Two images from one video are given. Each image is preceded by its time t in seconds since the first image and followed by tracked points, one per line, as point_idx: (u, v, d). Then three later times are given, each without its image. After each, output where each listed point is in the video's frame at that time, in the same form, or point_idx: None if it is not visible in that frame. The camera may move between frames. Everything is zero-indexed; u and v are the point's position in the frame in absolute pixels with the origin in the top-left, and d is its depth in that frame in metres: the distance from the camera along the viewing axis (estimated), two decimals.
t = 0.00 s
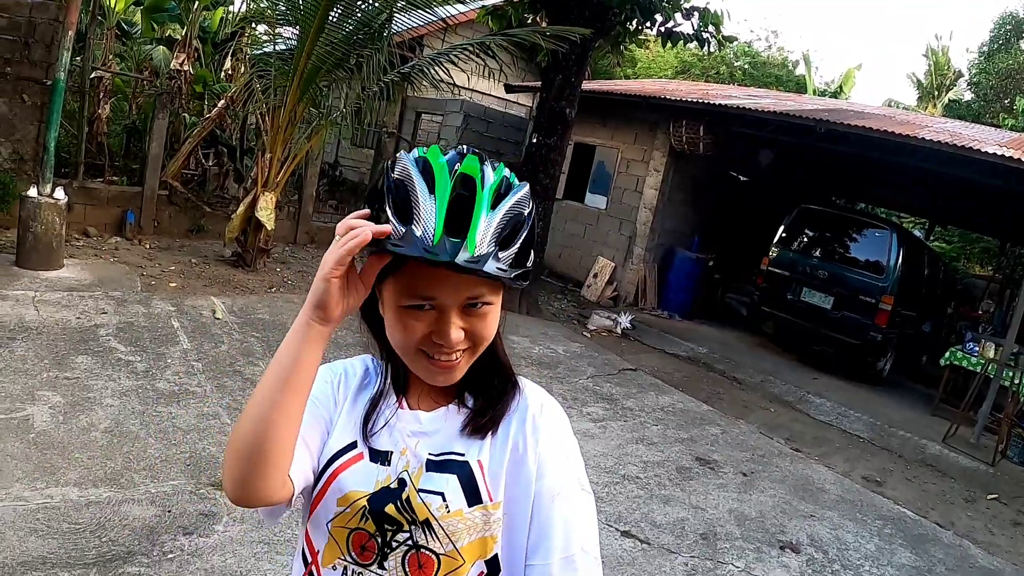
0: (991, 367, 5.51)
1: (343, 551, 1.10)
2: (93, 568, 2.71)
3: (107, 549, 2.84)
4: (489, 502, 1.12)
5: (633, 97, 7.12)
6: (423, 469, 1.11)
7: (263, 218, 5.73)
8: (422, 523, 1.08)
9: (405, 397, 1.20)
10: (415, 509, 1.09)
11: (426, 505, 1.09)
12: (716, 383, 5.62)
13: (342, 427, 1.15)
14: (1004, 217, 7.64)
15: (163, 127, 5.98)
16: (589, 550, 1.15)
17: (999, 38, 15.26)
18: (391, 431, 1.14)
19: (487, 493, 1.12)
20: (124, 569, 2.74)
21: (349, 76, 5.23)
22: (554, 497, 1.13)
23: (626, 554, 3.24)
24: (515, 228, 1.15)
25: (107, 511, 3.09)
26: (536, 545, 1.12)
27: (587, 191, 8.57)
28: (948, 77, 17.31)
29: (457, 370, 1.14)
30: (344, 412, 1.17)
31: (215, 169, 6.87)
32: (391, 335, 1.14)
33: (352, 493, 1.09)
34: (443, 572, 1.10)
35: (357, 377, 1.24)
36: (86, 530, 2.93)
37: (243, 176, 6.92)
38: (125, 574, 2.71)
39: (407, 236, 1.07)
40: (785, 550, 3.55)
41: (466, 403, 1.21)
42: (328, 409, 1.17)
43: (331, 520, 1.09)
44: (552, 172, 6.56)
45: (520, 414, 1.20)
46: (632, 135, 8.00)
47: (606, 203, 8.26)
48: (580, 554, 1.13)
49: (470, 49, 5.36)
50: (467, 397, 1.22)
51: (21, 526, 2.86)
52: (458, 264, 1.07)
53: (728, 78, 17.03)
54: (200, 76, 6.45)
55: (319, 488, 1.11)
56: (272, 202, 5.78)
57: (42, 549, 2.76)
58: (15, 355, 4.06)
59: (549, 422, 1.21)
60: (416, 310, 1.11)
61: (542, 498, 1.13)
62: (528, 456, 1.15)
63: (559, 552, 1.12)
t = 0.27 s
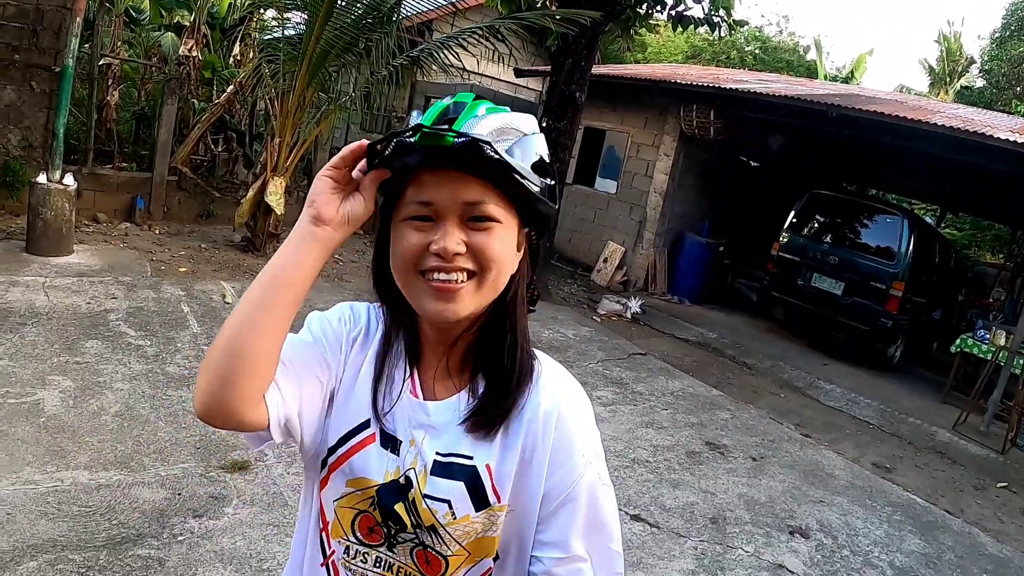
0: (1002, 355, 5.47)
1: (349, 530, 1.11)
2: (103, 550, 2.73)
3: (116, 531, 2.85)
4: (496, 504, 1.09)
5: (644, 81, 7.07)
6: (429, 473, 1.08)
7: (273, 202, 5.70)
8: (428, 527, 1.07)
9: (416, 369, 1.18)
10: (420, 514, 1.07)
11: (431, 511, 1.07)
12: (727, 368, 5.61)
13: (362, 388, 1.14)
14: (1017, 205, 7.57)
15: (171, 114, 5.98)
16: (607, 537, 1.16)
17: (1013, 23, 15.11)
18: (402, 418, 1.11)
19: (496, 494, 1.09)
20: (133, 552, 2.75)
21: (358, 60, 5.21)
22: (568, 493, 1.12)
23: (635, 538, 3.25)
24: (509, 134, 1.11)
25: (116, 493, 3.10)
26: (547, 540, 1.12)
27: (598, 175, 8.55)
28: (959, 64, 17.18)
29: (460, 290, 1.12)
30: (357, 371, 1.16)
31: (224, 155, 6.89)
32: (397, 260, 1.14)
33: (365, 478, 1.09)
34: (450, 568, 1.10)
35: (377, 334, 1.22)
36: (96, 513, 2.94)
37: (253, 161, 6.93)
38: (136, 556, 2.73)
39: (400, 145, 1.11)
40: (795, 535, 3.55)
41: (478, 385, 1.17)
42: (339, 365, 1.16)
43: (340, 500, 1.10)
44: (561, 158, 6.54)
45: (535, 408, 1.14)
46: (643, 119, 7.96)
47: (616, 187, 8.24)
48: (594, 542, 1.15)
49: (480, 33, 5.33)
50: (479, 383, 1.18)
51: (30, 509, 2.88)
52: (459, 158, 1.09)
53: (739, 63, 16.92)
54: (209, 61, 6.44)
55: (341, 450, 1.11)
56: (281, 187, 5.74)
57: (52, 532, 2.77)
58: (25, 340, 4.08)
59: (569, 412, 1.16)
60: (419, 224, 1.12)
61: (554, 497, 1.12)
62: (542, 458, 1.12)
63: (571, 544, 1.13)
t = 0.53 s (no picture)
0: None
1: (383, 496, 1.07)
2: (129, 524, 2.76)
3: (139, 506, 2.89)
4: (538, 464, 1.07)
5: (662, 52, 6.99)
6: (476, 433, 1.05)
7: (291, 178, 5.73)
8: (473, 488, 1.05)
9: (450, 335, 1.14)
10: (466, 474, 1.04)
11: (477, 471, 1.04)
12: (749, 340, 5.58)
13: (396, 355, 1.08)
14: None
15: (187, 93, 6.03)
16: (632, 507, 1.12)
17: None
18: (441, 381, 1.08)
19: (538, 454, 1.07)
20: (158, 525, 2.79)
21: (375, 34, 5.18)
22: (604, 454, 1.09)
23: (658, 507, 3.26)
24: (552, 100, 1.04)
25: (141, 468, 3.14)
26: (573, 495, 1.09)
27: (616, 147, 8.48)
28: (981, 34, 16.89)
29: (495, 266, 1.07)
30: (382, 336, 1.10)
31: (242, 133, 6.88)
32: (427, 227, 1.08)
33: (405, 443, 1.05)
34: (491, 530, 1.07)
35: (403, 292, 1.15)
36: (120, 488, 2.97)
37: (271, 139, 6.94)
38: (160, 530, 2.76)
39: (433, 104, 1.05)
40: (817, 505, 3.54)
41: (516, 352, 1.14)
42: (361, 327, 1.09)
43: (375, 466, 1.06)
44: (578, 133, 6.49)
45: (577, 369, 1.12)
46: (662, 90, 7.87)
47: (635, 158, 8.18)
48: (620, 510, 1.10)
49: (496, 6, 5.27)
50: (517, 350, 1.14)
51: (57, 484, 2.92)
52: (492, 126, 1.02)
53: (758, 33, 16.71)
54: (224, 40, 6.41)
55: (376, 419, 1.05)
56: (299, 163, 5.77)
57: (76, 508, 2.81)
58: (48, 321, 4.12)
59: (609, 380, 1.13)
60: (449, 193, 1.05)
61: (590, 452, 1.08)
62: (584, 406, 1.09)
63: (600, 507, 1.09)
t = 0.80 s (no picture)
0: None
1: (405, 442, 1.03)
2: (155, 494, 2.79)
3: (166, 475, 2.92)
4: (565, 408, 1.03)
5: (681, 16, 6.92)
6: (503, 372, 1.01)
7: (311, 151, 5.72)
8: (500, 429, 1.01)
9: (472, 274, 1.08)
10: (493, 414, 1.00)
11: (505, 411, 1.00)
12: (771, 306, 5.56)
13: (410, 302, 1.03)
14: None
15: (203, 69, 6.06)
16: (657, 459, 1.07)
17: None
18: (463, 320, 1.03)
19: (564, 399, 1.03)
20: (184, 493, 2.82)
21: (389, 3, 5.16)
22: (632, 400, 1.04)
23: (681, 471, 3.25)
24: (595, 52, 1.03)
25: (166, 439, 3.15)
26: (600, 441, 1.03)
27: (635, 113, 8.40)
28: None
29: (532, 209, 1.02)
30: (395, 288, 1.05)
31: (259, 108, 6.84)
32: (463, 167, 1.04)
33: (426, 386, 1.00)
34: (516, 474, 1.03)
35: (418, 239, 1.09)
36: (145, 460, 3.00)
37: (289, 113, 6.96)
38: (186, 498, 2.79)
39: (486, 40, 1.00)
40: (841, 470, 3.51)
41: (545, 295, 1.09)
42: (373, 280, 1.05)
43: (395, 411, 1.02)
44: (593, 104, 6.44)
45: (603, 315, 1.07)
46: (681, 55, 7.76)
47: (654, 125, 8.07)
48: (646, 461, 1.05)
49: None
50: (545, 292, 1.10)
51: (83, 458, 2.95)
52: (544, 69, 0.98)
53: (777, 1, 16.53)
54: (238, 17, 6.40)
55: (394, 365, 1.01)
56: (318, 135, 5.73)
57: (103, 479, 2.84)
58: (71, 298, 4.15)
59: (633, 331, 1.07)
60: (489, 135, 1.00)
61: (617, 397, 1.04)
62: (612, 350, 1.04)
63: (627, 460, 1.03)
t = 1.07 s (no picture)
0: None
1: (411, 378, 1.02)
2: (158, 447, 2.58)
3: (170, 428, 2.70)
4: (570, 337, 0.99)
5: None
6: (509, 297, 0.97)
7: (313, 103, 5.90)
8: (505, 357, 0.97)
9: (476, 204, 1.04)
10: (499, 340, 0.97)
11: (512, 336, 0.97)
12: (774, 264, 5.56)
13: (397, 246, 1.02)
14: None
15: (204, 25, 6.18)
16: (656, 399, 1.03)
17: None
18: (461, 252, 0.99)
19: (572, 327, 0.98)
20: (187, 446, 2.61)
21: None
22: (639, 337, 1.01)
23: (685, 425, 3.21)
24: None
25: (170, 392, 2.93)
26: (607, 377, 1.00)
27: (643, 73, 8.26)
28: None
29: (544, 137, 0.96)
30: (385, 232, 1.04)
31: (260, 63, 6.87)
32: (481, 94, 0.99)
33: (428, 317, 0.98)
34: (522, 406, 1.00)
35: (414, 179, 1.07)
36: (149, 412, 2.78)
37: (290, 70, 6.96)
38: (189, 450, 2.58)
39: None
40: (844, 428, 3.43)
41: (556, 226, 1.04)
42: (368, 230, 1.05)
43: (398, 347, 1.01)
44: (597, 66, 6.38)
45: (615, 250, 1.02)
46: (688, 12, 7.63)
47: (661, 83, 7.94)
48: (650, 401, 1.01)
49: None
50: (555, 222, 1.04)
51: (84, 412, 2.73)
52: None
53: None
54: None
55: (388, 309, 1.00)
56: (320, 89, 5.98)
57: (106, 432, 2.63)
58: (72, 255, 4.03)
59: (637, 268, 1.03)
60: (509, 58, 0.95)
61: (626, 333, 1.00)
62: (623, 284, 1.00)
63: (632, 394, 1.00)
